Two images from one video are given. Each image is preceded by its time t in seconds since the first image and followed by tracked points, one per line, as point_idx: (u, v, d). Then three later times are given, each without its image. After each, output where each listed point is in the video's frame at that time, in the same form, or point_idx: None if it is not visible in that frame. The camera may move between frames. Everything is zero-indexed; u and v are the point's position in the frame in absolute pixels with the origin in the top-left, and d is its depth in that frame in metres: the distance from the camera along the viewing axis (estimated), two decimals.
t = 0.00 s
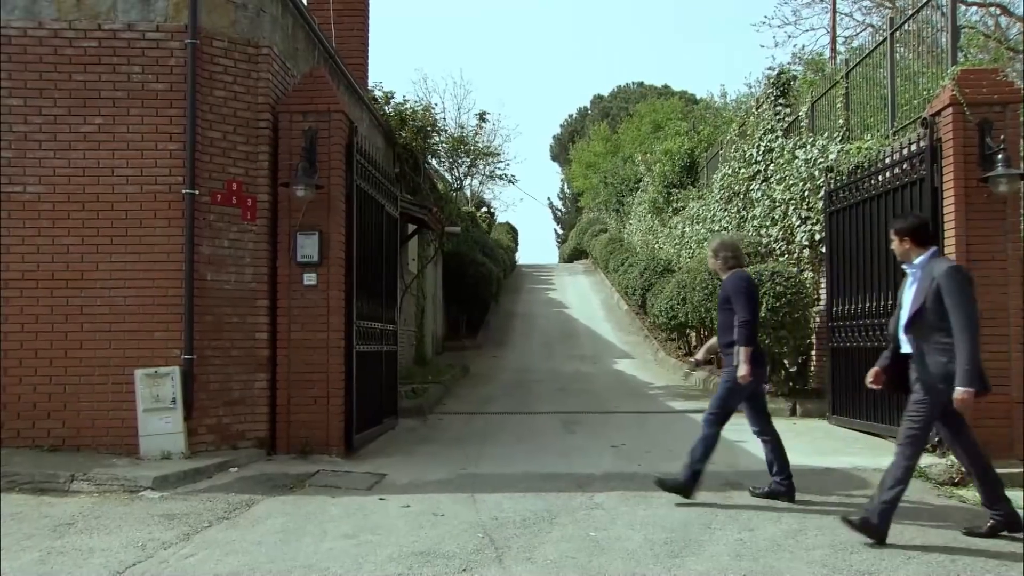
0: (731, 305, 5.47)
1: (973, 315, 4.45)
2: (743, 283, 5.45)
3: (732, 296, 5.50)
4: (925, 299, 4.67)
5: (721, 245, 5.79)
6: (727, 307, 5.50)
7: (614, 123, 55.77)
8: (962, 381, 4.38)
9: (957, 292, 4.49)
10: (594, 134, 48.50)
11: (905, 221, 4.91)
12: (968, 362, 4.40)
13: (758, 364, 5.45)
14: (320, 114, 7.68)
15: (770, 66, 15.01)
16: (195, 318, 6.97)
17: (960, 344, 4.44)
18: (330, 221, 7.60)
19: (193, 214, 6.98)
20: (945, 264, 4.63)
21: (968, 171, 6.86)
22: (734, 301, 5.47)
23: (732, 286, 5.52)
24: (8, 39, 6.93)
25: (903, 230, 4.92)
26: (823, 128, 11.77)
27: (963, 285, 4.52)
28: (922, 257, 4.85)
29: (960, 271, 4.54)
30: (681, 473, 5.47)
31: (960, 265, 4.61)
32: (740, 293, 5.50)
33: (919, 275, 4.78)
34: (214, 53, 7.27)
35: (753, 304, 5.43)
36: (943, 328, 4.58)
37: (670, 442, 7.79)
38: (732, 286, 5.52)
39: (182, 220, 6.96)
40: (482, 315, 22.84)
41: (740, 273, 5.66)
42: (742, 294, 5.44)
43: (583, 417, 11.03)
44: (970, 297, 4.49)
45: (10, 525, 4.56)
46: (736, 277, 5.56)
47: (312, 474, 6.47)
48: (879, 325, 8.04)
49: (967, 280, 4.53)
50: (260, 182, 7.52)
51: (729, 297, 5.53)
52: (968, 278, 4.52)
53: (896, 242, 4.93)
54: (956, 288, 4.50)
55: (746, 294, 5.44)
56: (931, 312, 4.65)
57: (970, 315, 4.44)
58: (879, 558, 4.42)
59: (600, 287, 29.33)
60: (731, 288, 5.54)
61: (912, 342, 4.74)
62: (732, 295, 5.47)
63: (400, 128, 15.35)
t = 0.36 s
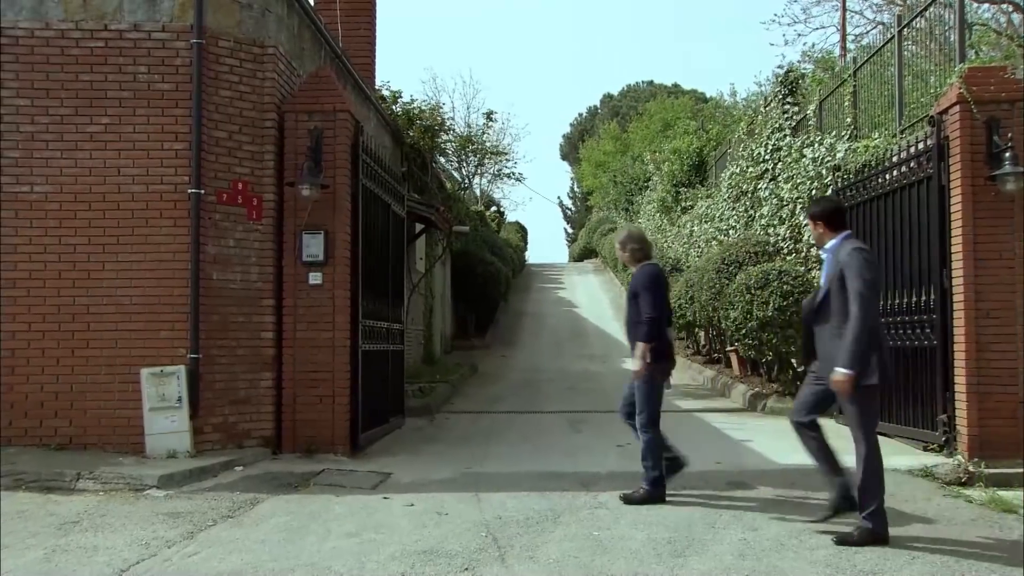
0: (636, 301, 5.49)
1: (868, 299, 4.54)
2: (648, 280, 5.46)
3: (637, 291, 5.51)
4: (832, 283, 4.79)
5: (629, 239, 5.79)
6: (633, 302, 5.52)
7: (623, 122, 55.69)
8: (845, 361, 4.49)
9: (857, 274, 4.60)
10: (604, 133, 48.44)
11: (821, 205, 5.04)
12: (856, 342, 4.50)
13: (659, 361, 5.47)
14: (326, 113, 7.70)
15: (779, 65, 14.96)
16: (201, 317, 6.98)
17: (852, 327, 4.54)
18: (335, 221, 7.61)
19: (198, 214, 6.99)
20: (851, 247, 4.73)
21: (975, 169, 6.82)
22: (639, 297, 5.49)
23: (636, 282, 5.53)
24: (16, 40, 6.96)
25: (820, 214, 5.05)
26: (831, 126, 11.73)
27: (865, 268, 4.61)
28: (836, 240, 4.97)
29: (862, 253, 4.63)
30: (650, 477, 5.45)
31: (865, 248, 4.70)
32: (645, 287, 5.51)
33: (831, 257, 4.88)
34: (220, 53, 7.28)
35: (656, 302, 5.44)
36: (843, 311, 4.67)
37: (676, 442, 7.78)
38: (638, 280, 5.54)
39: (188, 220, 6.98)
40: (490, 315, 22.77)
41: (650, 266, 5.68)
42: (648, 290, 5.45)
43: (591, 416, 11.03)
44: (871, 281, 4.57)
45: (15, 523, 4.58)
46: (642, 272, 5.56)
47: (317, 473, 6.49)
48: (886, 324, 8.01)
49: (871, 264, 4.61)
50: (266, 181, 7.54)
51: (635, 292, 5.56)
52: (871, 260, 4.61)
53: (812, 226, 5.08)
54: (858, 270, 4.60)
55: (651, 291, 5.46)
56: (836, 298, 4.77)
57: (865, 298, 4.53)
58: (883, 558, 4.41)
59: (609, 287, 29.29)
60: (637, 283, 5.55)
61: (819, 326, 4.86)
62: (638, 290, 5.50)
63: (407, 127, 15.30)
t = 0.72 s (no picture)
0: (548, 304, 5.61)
1: (758, 296, 4.62)
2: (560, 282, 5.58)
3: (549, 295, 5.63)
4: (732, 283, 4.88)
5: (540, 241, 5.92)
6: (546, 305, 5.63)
7: (635, 121, 55.55)
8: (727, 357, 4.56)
9: (749, 273, 4.68)
10: (616, 132, 48.34)
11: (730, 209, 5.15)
12: (742, 337, 4.58)
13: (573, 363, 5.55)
14: (333, 113, 7.71)
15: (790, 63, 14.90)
16: (209, 316, 7.01)
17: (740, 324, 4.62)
18: (343, 220, 7.64)
19: (206, 213, 7.02)
20: (749, 248, 4.83)
21: (985, 167, 6.77)
22: (552, 299, 5.59)
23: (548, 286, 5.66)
24: (25, 41, 6.99)
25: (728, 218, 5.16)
26: (841, 125, 11.68)
27: (756, 266, 4.70)
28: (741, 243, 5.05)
29: (756, 252, 4.72)
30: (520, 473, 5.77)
31: (762, 247, 4.79)
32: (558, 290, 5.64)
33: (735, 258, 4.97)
34: (228, 53, 7.30)
35: (569, 304, 5.54)
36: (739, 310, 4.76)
37: (684, 441, 7.75)
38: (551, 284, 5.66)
39: (196, 219, 7.00)
40: (501, 313, 22.81)
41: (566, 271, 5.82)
42: (562, 292, 5.57)
43: (599, 415, 11.00)
44: (763, 280, 4.65)
45: (24, 521, 4.61)
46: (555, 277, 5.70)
47: (324, 472, 6.50)
48: (895, 323, 7.97)
49: (767, 266, 4.68)
50: (274, 181, 7.56)
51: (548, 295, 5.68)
52: (765, 259, 4.69)
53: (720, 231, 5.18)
54: (750, 268, 4.69)
55: (563, 293, 5.57)
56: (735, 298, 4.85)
57: (755, 295, 4.62)
58: (890, 558, 4.38)
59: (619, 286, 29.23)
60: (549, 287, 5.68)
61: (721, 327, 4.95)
62: (552, 290, 5.59)
63: (417, 127, 15.67)
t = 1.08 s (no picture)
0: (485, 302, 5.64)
1: (694, 288, 4.66)
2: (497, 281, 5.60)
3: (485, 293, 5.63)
4: (660, 273, 4.85)
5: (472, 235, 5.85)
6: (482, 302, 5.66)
7: (654, 120, 55.34)
8: (676, 356, 4.58)
9: (682, 266, 4.69)
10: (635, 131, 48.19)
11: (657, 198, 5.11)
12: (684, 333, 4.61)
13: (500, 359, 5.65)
14: (347, 113, 7.74)
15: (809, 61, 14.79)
16: (224, 316, 7.05)
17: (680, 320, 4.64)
18: (357, 220, 7.66)
19: (222, 213, 7.06)
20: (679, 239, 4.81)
21: (1004, 165, 6.70)
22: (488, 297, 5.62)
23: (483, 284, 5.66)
24: (44, 43, 7.06)
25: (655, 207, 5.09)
26: (859, 123, 11.58)
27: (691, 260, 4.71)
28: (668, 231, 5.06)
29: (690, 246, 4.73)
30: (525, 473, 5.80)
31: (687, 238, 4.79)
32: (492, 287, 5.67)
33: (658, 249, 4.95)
34: (243, 54, 7.34)
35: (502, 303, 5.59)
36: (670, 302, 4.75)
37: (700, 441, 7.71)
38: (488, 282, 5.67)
39: (211, 219, 7.04)
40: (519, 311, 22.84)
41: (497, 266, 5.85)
42: (497, 292, 5.60)
43: (615, 414, 10.97)
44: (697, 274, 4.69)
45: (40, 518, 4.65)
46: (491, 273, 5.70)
47: (338, 471, 6.52)
48: (913, 322, 7.90)
49: (696, 259, 4.70)
50: (289, 181, 7.59)
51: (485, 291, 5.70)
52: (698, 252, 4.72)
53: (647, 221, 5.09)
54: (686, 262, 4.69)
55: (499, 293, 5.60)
56: (663, 288, 4.83)
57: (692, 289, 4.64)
58: (904, 559, 4.33)
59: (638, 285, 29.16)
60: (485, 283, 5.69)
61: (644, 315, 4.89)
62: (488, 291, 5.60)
63: (434, 126, 15.74)
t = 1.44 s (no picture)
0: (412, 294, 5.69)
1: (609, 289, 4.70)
2: (427, 273, 5.65)
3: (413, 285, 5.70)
4: (576, 272, 4.88)
5: (410, 225, 5.88)
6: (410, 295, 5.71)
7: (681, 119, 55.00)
8: (591, 358, 4.64)
9: (597, 267, 4.72)
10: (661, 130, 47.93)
11: (573, 194, 5.15)
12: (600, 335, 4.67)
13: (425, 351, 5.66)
14: (368, 113, 7.76)
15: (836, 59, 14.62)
16: (247, 316, 7.10)
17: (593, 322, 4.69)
18: (379, 220, 7.69)
19: (245, 213, 7.11)
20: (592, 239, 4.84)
21: None
22: (416, 289, 5.66)
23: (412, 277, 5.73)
24: (71, 47, 7.15)
25: (568, 204, 5.15)
26: (886, 120, 11.42)
27: (604, 261, 4.74)
28: (588, 228, 5.10)
29: (603, 247, 4.76)
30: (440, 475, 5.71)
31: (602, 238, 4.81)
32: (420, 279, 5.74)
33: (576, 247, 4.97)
34: (265, 55, 7.39)
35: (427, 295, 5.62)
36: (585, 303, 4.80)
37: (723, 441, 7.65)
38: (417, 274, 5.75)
39: (234, 219, 7.09)
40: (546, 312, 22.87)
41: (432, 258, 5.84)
42: (424, 283, 5.65)
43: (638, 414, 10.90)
44: (609, 274, 4.72)
45: (65, 516, 4.71)
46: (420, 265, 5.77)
47: (359, 470, 6.54)
48: (939, 321, 7.80)
49: (610, 259, 4.73)
50: (311, 181, 7.62)
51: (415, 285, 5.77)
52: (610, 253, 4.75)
53: (562, 218, 5.17)
54: (597, 263, 4.72)
55: (426, 284, 5.65)
56: (579, 287, 4.87)
57: (604, 291, 4.69)
58: (927, 561, 4.26)
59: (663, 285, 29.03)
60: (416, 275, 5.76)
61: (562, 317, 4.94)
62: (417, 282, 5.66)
63: (458, 126, 15.78)
